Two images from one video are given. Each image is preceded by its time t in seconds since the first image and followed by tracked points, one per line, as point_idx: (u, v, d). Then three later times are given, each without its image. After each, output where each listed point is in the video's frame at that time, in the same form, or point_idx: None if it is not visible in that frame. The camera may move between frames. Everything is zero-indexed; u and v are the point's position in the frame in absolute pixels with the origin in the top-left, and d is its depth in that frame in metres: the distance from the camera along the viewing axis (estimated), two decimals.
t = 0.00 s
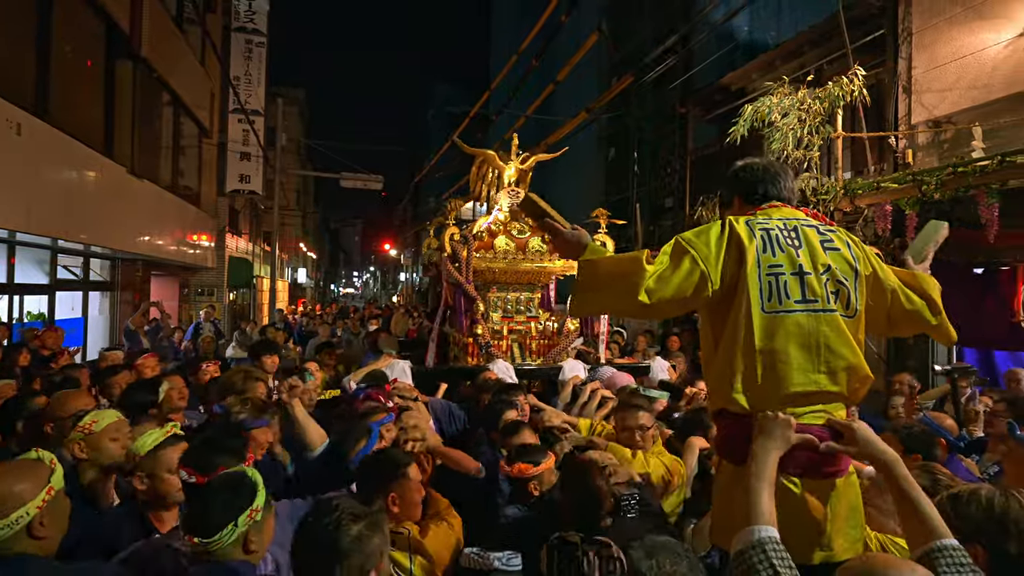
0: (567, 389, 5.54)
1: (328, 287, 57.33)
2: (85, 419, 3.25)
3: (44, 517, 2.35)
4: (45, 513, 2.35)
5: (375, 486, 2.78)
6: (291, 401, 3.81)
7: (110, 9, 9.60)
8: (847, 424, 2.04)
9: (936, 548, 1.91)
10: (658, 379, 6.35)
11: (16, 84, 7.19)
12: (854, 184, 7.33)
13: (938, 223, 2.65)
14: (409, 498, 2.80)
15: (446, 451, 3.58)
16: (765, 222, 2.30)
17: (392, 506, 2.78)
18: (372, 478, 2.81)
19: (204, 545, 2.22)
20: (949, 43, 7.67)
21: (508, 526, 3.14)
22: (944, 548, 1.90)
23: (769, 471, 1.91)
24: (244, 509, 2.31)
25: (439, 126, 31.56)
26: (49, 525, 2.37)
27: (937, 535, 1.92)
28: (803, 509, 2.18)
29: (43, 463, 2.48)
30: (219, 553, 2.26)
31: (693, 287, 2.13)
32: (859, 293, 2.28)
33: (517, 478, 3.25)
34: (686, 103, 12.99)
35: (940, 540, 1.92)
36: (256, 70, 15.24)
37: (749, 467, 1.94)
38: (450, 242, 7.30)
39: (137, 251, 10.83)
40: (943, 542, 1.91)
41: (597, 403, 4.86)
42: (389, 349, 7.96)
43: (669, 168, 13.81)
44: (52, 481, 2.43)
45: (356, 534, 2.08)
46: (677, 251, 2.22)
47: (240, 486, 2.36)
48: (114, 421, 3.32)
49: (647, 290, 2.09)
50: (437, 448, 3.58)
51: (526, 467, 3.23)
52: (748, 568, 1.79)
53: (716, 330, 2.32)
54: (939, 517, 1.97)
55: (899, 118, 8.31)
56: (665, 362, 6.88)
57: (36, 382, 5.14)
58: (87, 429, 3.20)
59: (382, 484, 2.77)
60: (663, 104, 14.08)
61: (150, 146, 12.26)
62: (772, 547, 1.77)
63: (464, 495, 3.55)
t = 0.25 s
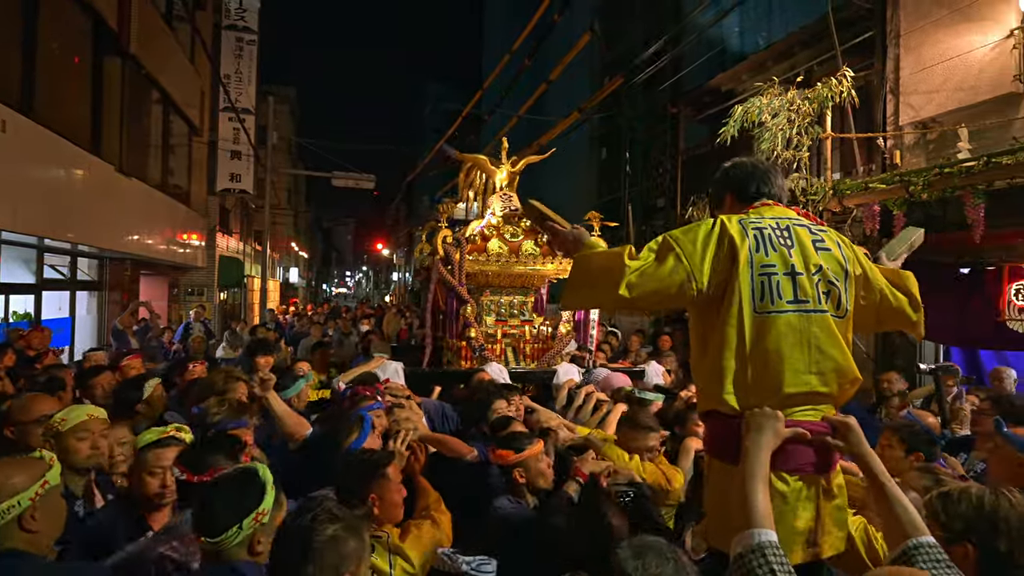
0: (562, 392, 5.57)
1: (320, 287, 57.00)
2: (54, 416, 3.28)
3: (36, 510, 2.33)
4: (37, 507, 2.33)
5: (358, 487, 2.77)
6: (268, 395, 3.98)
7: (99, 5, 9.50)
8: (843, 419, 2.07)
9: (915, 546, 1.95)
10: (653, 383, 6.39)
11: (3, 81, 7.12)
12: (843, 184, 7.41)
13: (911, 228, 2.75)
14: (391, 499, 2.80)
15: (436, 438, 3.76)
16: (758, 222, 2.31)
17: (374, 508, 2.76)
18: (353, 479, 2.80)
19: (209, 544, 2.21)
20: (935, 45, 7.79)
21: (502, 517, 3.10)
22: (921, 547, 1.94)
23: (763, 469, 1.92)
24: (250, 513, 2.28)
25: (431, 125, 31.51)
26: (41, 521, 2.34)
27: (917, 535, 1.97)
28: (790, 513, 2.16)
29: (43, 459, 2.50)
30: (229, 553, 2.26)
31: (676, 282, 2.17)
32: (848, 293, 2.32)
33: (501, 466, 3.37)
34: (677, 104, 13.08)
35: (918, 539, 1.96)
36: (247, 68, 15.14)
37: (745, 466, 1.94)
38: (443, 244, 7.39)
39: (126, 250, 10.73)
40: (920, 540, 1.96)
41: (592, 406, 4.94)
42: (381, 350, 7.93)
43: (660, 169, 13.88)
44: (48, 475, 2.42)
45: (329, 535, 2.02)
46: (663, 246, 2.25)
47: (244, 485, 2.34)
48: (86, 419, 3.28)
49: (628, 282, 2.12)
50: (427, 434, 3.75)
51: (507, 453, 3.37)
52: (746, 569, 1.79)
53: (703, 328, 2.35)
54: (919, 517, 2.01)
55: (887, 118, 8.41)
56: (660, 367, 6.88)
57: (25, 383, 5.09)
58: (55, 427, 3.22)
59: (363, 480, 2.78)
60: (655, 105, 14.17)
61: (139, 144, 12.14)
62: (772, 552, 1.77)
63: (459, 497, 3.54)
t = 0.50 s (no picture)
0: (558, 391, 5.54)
1: (311, 287, 56.64)
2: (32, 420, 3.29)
3: (9, 515, 2.50)
4: (10, 512, 2.50)
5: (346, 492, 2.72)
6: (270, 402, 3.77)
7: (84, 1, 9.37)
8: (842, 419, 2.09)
9: (911, 548, 1.96)
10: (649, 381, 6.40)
11: None
12: (831, 185, 7.48)
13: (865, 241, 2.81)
14: (382, 501, 2.77)
15: (435, 456, 3.59)
16: (753, 220, 2.32)
17: (364, 511, 2.73)
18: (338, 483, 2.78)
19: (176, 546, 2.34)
20: (922, 47, 7.88)
21: (502, 524, 3.13)
22: (917, 547, 1.95)
23: (761, 468, 1.91)
24: (215, 516, 2.41)
25: (423, 124, 31.42)
26: (17, 523, 2.52)
27: (912, 535, 1.98)
28: (786, 513, 2.15)
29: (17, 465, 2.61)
30: (196, 555, 2.37)
31: (666, 280, 2.17)
32: (845, 291, 2.32)
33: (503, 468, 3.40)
34: (668, 103, 13.12)
35: (915, 539, 1.97)
36: (236, 66, 15.01)
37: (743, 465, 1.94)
38: (439, 238, 7.24)
39: (113, 249, 10.60)
40: (917, 540, 1.97)
41: (588, 405, 4.92)
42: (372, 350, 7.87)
43: (652, 168, 13.94)
44: (18, 480, 2.55)
45: (306, 538, 1.99)
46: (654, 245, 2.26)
47: (201, 495, 2.43)
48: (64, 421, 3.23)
49: (620, 282, 2.15)
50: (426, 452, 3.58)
51: (508, 453, 3.38)
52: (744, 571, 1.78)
53: (697, 326, 2.35)
54: (915, 517, 2.02)
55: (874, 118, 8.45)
56: (657, 364, 6.89)
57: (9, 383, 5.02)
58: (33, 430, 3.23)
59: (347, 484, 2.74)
60: (646, 105, 14.21)
61: (126, 142, 12.00)
62: (770, 552, 1.77)
63: (458, 498, 3.54)
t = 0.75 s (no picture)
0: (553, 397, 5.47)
1: (302, 286, 56.20)
2: None
3: None
4: None
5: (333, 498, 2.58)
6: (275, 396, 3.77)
7: None
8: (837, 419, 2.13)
9: (906, 548, 1.99)
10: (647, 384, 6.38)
11: None
12: (820, 185, 7.56)
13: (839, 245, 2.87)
14: (377, 504, 2.67)
15: (441, 454, 3.61)
16: (747, 216, 2.33)
17: (357, 516, 2.62)
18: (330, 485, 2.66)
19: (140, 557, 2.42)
20: (909, 49, 7.97)
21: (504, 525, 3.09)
22: (912, 547, 1.98)
23: (756, 467, 1.92)
24: (181, 527, 2.52)
25: (415, 123, 31.33)
26: None
27: (906, 535, 2.01)
28: (782, 512, 2.17)
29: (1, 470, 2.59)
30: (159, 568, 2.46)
31: (659, 274, 2.19)
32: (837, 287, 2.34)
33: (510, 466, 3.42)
34: (660, 104, 13.17)
35: (909, 539, 2.01)
36: (226, 63, 14.90)
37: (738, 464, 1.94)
38: (430, 243, 7.24)
39: (100, 248, 10.48)
40: (911, 541, 2.00)
41: (588, 410, 4.88)
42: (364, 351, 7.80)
43: (644, 168, 13.97)
44: None
45: (282, 556, 1.97)
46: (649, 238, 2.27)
47: (178, 503, 2.58)
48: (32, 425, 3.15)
49: (610, 273, 2.20)
50: (431, 451, 3.62)
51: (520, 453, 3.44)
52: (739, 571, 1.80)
53: (693, 322, 2.36)
54: (907, 517, 2.06)
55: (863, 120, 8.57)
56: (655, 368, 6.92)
57: None
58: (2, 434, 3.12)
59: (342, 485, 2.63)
60: (638, 105, 14.26)
61: (113, 140, 11.86)
62: (766, 553, 1.78)
63: (451, 500, 3.51)
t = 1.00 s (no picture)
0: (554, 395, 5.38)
1: (295, 285, 55.84)
2: None
3: None
4: None
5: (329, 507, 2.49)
6: (255, 404, 3.42)
7: None
8: (818, 416, 2.13)
9: (887, 544, 2.01)
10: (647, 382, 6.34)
11: None
12: (811, 184, 7.58)
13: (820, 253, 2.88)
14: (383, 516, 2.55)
15: (435, 460, 3.35)
16: (719, 213, 2.33)
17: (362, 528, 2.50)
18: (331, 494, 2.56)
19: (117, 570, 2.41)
20: (901, 48, 8.06)
21: (495, 552, 2.93)
22: (894, 543, 2.00)
23: (743, 469, 1.91)
24: (156, 535, 2.49)
25: (409, 122, 31.23)
26: None
27: (887, 532, 2.03)
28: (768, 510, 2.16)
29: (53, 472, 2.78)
30: None
31: (627, 270, 2.21)
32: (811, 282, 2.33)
33: (508, 492, 3.19)
34: (653, 103, 13.19)
35: (890, 534, 2.03)
36: (217, 61, 14.78)
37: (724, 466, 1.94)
38: (428, 233, 7.17)
39: (88, 246, 10.35)
40: (893, 536, 2.02)
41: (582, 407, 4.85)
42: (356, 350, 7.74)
43: (637, 167, 13.99)
44: None
45: None
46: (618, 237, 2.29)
47: (145, 511, 2.53)
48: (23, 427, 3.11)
49: (578, 269, 2.22)
50: (427, 457, 3.36)
51: (518, 479, 3.23)
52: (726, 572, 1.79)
53: (667, 322, 2.35)
54: (887, 513, 2.08)
55: (852, 121, 8.59)
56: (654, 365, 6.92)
57: None
58: None
59: (345, 494, 2.52)
60: (631, 104, 14.27)
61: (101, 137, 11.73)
62: (755, 558, 1.77)
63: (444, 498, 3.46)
